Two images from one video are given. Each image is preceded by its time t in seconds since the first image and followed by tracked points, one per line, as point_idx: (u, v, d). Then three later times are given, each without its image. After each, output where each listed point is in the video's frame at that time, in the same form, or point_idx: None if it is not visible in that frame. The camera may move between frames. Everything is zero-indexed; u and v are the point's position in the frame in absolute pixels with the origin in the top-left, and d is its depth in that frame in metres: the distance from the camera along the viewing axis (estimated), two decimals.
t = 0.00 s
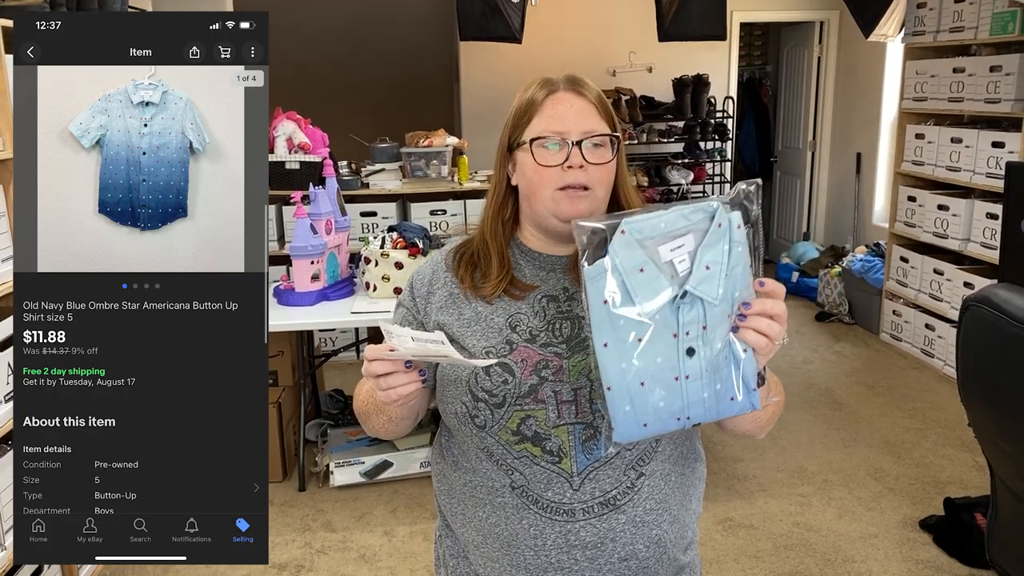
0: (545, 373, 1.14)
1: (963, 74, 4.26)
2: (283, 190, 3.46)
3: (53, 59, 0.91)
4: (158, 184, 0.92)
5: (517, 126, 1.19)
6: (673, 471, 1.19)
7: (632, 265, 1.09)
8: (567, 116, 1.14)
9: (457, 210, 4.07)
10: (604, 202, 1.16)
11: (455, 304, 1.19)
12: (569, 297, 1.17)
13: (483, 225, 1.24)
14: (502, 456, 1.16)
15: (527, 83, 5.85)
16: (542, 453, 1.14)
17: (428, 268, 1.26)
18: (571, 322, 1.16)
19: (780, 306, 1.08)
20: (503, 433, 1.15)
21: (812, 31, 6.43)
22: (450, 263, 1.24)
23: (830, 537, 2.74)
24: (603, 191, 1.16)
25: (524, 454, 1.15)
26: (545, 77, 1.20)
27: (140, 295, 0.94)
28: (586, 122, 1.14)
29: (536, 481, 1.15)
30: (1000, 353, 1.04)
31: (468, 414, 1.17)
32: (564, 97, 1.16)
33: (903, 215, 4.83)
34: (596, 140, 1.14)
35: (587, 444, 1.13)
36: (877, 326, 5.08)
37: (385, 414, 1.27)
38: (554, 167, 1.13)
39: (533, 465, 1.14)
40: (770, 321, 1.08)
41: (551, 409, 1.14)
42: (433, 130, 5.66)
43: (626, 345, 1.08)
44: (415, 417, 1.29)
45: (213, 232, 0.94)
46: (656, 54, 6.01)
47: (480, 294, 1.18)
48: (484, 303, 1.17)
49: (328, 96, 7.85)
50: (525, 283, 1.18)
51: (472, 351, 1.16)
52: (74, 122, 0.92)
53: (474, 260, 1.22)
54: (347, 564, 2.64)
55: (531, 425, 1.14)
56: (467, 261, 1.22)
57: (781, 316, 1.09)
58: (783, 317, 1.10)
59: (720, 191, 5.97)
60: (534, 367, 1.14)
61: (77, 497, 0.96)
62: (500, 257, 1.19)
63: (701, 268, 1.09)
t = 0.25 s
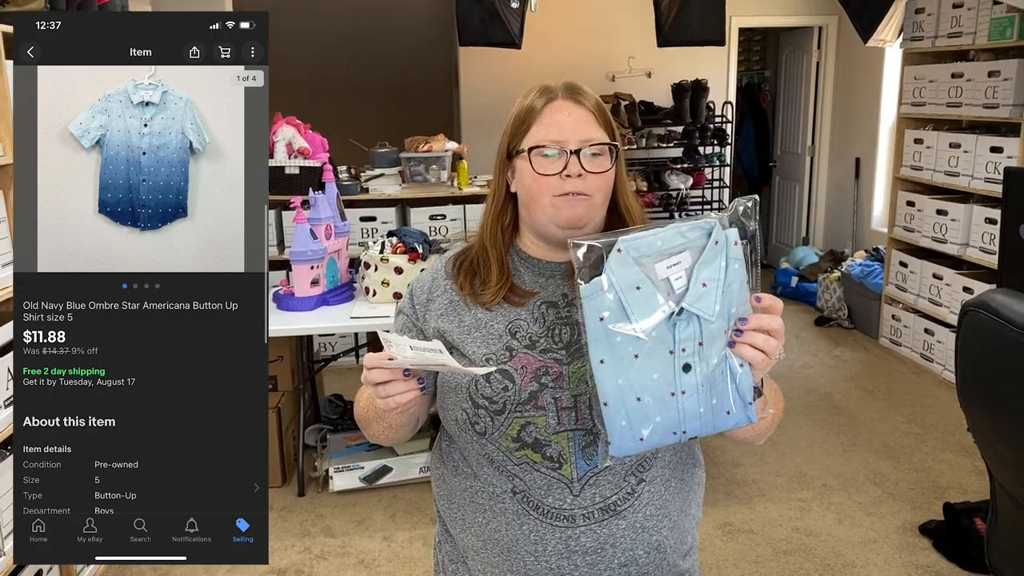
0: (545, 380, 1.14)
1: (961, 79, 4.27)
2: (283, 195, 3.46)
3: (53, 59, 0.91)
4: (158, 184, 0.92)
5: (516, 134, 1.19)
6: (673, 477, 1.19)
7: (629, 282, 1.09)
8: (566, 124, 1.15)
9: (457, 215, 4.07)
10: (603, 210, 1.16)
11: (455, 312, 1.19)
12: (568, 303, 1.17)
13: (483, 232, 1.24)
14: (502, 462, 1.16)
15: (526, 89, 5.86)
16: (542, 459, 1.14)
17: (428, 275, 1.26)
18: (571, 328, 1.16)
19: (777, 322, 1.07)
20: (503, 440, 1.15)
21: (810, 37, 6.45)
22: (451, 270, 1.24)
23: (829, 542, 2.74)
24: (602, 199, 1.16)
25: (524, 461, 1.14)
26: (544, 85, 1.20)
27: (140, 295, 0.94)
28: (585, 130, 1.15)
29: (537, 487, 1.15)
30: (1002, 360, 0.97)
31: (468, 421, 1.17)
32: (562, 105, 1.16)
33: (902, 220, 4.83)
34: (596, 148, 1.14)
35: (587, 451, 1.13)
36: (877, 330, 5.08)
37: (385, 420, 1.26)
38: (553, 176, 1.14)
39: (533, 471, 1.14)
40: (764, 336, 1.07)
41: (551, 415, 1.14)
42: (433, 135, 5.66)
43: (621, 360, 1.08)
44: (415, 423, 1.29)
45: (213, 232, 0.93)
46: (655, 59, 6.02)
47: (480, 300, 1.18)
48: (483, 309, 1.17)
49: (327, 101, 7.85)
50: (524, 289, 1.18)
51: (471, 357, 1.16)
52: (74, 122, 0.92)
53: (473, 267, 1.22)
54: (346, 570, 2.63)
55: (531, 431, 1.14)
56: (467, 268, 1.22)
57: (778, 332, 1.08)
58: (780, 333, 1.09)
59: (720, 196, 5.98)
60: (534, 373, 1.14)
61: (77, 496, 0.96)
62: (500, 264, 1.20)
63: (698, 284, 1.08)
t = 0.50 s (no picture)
0: (545, 381, 1.14)
1: (960, 81, 4.28)
2: (282, 197, 3.45)
3: (53, 59, 0.91)
4: (159, 184, 0.92)
5: (512, 136, 1.21)
6: (673, 478, 1.18)
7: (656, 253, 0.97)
8: (555, 123, 1.15)
9: (456, 217, 4.07)
10: (597, 207, 1.16)
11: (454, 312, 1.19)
12: (568, 303, 1.17)
13: (483, 232, 1.25)
14: (502, 464, 1.16)
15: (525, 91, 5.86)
16: (542, 461, 1.13)
17: (428, 276, 1.26)
18: (570, 328, 1.15)
19: (793, 329, 0.96)
20: (502, 441, 1.15)
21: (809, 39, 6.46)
22: (451, 270, 1.24)
23: (829, 544, 2.74)
24: (595, 198, 1.15)
25: (524, 462, 1.14)
26: (538, 88, 1.21)
27: (139, 295, 0.94)
28: (574, 128, 1.15)
29: (536, 489, 1.14)
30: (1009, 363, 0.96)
31: (468, 422, 1.17)
32: (552, 106, 1.17)
33: (901, 221, 4.84)
34: (586, 145, 1.14)
35: (587, 452, 1.13)
36: (875, 332, 5.08)
37: (387, 421, 1.24)
38: (542, 175, 1.14)
39: (533, 473, 1.14)
40: (775, 339, 0.97)
41: (551, 416, 1.13)
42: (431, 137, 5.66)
43: (627, 334, 0.98)
44: (415, 418, 1.28)
45: (213, 232, 0.94)
46: (654, 61, 6.03)
47: (479, 300, 1.18)
48: (482, 310, 1.18)
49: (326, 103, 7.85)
50: (523, 290, 1.18)
51: (471, 358, 1.16)
52: (74, 122, 0.93)
53: (474, 267, 1.22)
54: (344, 572, 2.63)
55: (531, 432, 1.14)
56: (467, 268, 1.23)
57: (794, 339, 0.97)
58: (797, 340, 0.97)
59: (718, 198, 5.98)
60: (534, 374, 1.14)
61: (77, 497, 0.96)
62: (498, 264, 1.20)
63: (726, 268, 0.96)
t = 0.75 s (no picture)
0: (547, 380, 1.14)
1: (958, 81, 4.28)
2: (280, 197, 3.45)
3: (53, 58, 0.92)
4: (159, 184, 0.92)
5: (503, 141, 1.21)
6: (674, 479, 1.19)
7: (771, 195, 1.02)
8: (542, 126, 1.16)
9: (455, 217, 4.07)
10: (592, 204, 1.17)
11: (455, 312, 1.19)
12: (569, 302, 1.17)
13: (482, 232, 1.25)
14: (503, 462, 1.16)
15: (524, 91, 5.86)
16: (543, 460, 1.13)
17: (428, 275, 1.26)
18: (572, 327, 1.16)
19: (835, 339, 0.98)
20: (503, 440, 1.15)
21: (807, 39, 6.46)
22: (452, 269, 1.24)
23: (827, 544, 2.74)
24: (588, 195, 1.16)
25: (525, 461, 1.14)
26: (524, 91, 1.22)
27: (140, 294, 0.94)
28: (561, 128, 1.16)
29: (537, 489, 1.14)
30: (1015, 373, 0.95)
31: (469, 420, 1.16)
32: (537, 109, 1.18)
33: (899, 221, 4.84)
34: (574, 143, 1.15)
35: (587, 451, 1.13)
36: (874, 332, 5.09)
37: (378, 417, 1.23)
38: (533, 178, 1.14)
39: (534, 472, 1.14)
40: (815, 336, 1.00)
41: (552, 415, 1.13)
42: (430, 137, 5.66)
43: (699, 237, 1.06)
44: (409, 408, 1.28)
45: (213, 232, 0.94)
46: (653, 61, 6.03)
47: (480, 300, 1.18)
48: (484, 308, 1.18)
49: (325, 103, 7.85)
50: (525, 289, 1.19)
51: (473, 355, 1.16)
52: (74, 122, 0.92)
53: (474, 268, 1.22)
54: (343, 572, 2.63)
55: (532, 431, 1.14)
56: (468, 267, 1.23)
57: (833, 350, 0.99)
58: (835, 354, 1.00)
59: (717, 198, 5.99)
60: (536, 372, 1.14)
61: (77, 496, 0.96)
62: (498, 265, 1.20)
63: (819, 248, 0.98)
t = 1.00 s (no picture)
0: (548, 380, 1.14)
1: (957, 80, 4.28)
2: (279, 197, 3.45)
3: (53, 58, 0.92)
4: (159, 184, 0.92)
5: (501, 141, 1.21)
6: (676, 479, 1.19)
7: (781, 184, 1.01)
8: (541, 125, 1.16)
9: (453, 217, 4.07)
10: (594, 202, 1.17)
11: (456, 312, 1.19)
12: (571, 302, 1.18)
13: (482, 231, 1.25)
14: (505, 463, 1.16)
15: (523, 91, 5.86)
16: (545, 460, 1.13)
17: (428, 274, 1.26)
18: (574, 327, 1.16)
19: (833, 334, 0.98)
20: (505, 441, 1.15)
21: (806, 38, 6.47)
22: (452, 269, 1.24)
23: (827, 543, 2.74)
24: (589, 193, 1.16)
25: (527, 462, 1.14)
26: (522, 90, 1.22)
27: (139, 295, 0.94)
28: (559, 127, 1.16)
29: (539, 489, 1.14)
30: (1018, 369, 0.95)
31: (470, 421, 1.16)
32: (536, 108, 1.18)
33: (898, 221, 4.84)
34: (573, 142, 1.15)
35: (589, 452, 1.13)
36: (873, 331, 5.09)
37: (380, 422, 1.24)
38: (534, 177, 1.14)
39: (535, 472, 1.14)
40: (811, 330, 1.00)
41: (554, 416, 1.13)
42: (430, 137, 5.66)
43: (705, 220, 1.06)
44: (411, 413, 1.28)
45: (213, 232, 0.94)
46: (652, 61, 6.04)
47: (481, 301, 1.18)
48: (484, 309, 1.18)
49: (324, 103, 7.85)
50: (526, 289, 1.19)
51: (474, 356, 1.16)
52: (74, 121, 0.93)
53: (474, 268, 1.22)
54: (343, 572, 2.63)
55: (534, 431, 1.14)
56: (468, 267, 1.23)
57: (830, 347, 0.99)
58: (833, 351, 0.99)
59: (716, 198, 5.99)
60: (537, 373, 1.14)
61: (77, 496, 0.96)
62: (498, 265, 1.20)
63: (822, 243, 0.99)
